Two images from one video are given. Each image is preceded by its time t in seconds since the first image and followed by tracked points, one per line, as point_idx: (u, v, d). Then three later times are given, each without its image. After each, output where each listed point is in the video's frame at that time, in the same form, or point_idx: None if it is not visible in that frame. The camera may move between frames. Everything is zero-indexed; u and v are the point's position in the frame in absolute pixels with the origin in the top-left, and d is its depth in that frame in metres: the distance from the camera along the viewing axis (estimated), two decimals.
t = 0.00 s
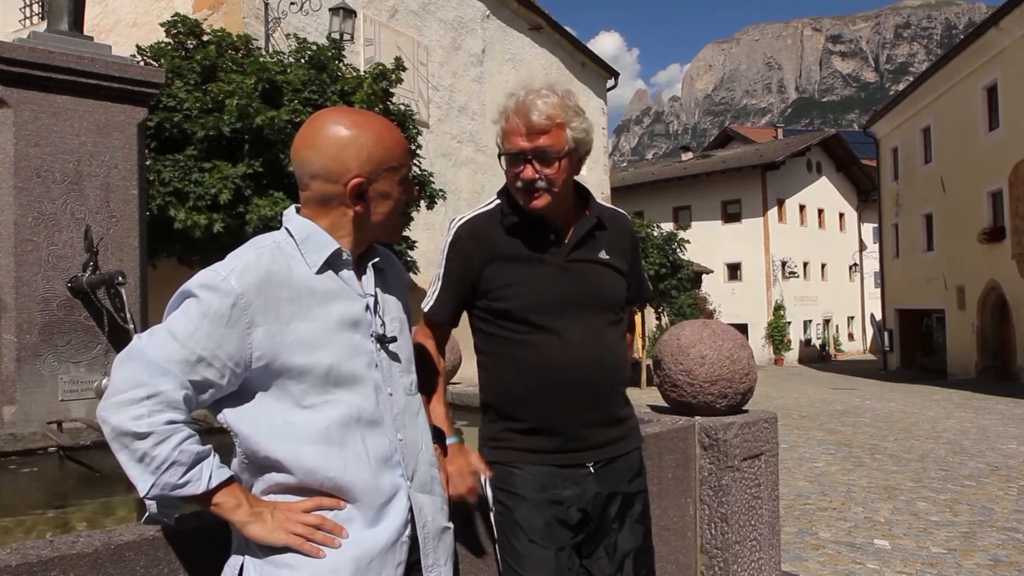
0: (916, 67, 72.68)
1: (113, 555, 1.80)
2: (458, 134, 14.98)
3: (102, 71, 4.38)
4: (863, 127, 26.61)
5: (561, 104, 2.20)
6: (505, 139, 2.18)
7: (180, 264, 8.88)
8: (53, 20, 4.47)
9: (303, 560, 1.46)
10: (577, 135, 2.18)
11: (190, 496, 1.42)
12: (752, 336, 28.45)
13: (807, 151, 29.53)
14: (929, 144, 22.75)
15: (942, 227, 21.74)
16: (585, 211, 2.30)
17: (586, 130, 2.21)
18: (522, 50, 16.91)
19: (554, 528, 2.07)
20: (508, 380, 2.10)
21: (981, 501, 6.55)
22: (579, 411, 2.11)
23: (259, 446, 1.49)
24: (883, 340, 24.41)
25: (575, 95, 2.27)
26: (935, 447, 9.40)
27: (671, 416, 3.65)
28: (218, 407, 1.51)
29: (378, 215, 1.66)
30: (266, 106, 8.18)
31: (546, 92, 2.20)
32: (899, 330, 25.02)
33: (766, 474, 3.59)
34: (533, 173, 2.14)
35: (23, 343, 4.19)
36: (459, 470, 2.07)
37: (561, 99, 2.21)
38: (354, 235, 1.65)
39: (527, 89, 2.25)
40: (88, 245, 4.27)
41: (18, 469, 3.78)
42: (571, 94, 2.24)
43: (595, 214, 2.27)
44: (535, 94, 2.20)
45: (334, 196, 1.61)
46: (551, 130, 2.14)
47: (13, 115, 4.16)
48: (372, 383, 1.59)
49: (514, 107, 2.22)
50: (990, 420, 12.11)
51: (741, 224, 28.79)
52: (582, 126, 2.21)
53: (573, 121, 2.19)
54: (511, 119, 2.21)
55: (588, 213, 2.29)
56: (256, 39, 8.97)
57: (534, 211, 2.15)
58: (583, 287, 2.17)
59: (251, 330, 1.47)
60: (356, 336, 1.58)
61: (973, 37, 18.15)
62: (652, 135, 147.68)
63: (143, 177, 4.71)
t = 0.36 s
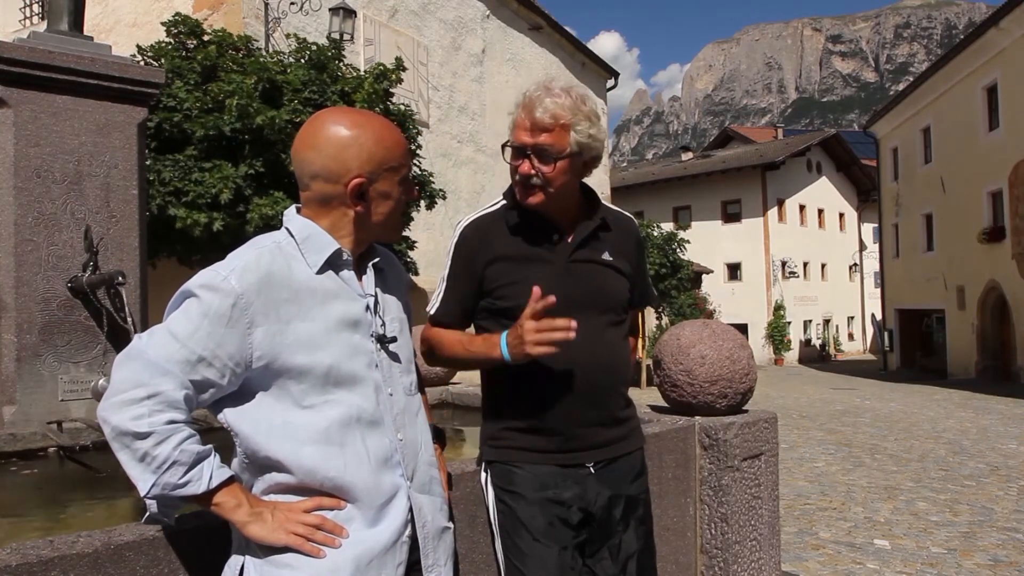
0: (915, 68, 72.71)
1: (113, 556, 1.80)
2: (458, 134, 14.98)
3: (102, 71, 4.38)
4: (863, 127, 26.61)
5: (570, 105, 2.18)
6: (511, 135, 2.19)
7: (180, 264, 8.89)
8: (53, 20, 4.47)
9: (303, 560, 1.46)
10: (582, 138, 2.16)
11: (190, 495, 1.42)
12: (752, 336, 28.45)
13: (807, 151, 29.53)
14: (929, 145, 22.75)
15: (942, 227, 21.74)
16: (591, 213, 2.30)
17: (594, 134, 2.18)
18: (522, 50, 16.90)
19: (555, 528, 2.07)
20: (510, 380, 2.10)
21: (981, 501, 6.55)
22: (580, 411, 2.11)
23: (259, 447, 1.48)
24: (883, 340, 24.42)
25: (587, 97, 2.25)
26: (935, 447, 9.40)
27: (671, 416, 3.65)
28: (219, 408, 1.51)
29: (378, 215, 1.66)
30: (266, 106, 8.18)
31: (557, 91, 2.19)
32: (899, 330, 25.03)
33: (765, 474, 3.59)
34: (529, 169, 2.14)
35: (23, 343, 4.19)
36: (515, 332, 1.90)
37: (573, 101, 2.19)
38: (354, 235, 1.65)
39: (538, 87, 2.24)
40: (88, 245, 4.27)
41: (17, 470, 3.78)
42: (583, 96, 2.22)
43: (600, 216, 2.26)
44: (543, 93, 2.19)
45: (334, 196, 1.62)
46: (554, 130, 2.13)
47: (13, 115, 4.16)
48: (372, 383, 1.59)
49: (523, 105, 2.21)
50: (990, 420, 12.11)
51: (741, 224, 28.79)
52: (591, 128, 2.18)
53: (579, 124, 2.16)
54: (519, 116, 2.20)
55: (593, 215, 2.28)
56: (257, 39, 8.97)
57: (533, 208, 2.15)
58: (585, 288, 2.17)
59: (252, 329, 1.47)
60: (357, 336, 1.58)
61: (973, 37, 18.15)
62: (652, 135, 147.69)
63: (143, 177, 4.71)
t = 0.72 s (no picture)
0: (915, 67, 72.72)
1: (113, 556, 1.80)
2: (458, 135, 14.98)
3: (102, 71, 4.38)
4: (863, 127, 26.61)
5: (577, 105, 2.19)
6: (519, 135, 2.20)
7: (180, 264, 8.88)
8: (53, 20, 4.47)
9: (303, 560, 1.46)
10: (588, 138, 2.18)
11: (190, 494, 1.42)
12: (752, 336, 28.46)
13: (807, 151, 29.52)
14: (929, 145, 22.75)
15: (942, 227, 21.74)
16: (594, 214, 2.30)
17: (599, 134, 2.21)
18: (522, 50, 16.89)
19: (558, 527, 2.07)
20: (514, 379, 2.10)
21: (981, 501, 6.55)
22: (582, 411, 2.11)
23: (261, 447, 1.48)
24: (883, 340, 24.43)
25: (592, 97, 2.26)
26: (935, 447, 9.40)
27: (672, 416, 3.65)
28: (219, 408, 1.51)
29: (379, 215, 1.66)
30: (266, 106, 8.18)
31: (564, 91, 2.20)
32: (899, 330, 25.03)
33: (766, 474, 3.58)
34: (537, 168, 2.15)
35: (24, 343, 4.19)
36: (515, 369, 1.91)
37: (579, 100, 2.20)
38: (355, 235, 1.65)
39: (544, 88, 2.25)
40: (88, 245, 4.27)
41: (17, 469, 3.78)
42: (589, 97, 2.23)
43: (603, 217, 2.27)
44: (551, 93, 2.20)
45: (335, 196, 1.62)
46: (561, 129, 2.15)
47: (13, 115, 4.16)
48: (374, 383, 1.59)
49: (530, 104, 2.22)
50: (990, 420, 12.11)
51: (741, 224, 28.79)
52: (595, 129, 2.20)
53: (585, 123, 2.18)
54: (525, 116, 2.21)
55: (597, 215, 2.28)
56: (256, 39, 8.97)
57: (541, 207, 2.16)
58: (589, 287, 2.17)
59: (253, 328, 1.47)
60: (358, 335, 1.58)
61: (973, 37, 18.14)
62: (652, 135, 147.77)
63: (143, 177, 4.71)
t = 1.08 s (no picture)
0: (915, 68, 72.73)
1: (113, 555, 1.80)
2: (458, 135, 14.99)
3: (102, 71, 4.38)
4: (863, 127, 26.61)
5: (580, 106, 2.18)
6: (522, 135, 2.19)
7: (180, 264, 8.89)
8: (53, 20, 4.47)
9: (303, 560, 1.45)
10: (592, 139, 2.18)
11: (191, 494, 1.42)
12: (752, 336, 28.46)
13: (807, 151, 29.52)
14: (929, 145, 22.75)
15: (942, 226, 21.74)
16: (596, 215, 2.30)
17: (602, 135, 2.20)
18: (522, 50, 16.89)
19: (562, 525, 2.07)
20: (518, 377, 2.09)
21: (981, 501, 6.55)
22: (585, 410, 2.10)
23: (262, 446, 1.48)
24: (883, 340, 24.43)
25: (595, 98, 2.26)
26: (935, 447, 9.41)
27: (671, 416, 3.65)
28: (221, 407, 1.51)
29: (380, 215, 1.66)
30: (266, 106, 8.19)
31: (567, 92, 2.19)
32: (899, 330, 25.04)
33: (766, 474, 3.58)
34: (541, 169, 2.15)
35: (24, 343, 4.19)
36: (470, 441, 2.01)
37: (582, 101, 2.19)
38: (357, 235, 1.65)
39: (547, 88, 2.25)
40: (88, 245, 4.26)
41: (18, 468, 3.78)
42: (592, 96, 2.22)
43: (605, 218, 2.27)
44: (553, 94, 2.20)
45: (336, 197, 1.61)
46: (565, 130, 2.14)
47: (13, 115, 4.16)
48: (375, 383, 1.59)
49: (533, 105, 2.21)
50: (990, 420, 12.11)
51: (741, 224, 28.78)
52: (598, 130, 2.20)
53: (588, 124, 2.18)
54: (528, 116, 2.21)
55: (599, 216, 2.28)
56: (256, 39, 8.97)
57: (544, 208, 2.16)
58: (590, 288, 2.17)
59: (255, 328, 1.47)
60: (360, 335, 1.59)
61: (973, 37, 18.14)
62: (653, 135, 147.80)
63: (143, 176, 4.71)
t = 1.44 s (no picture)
0: (915, 67, 72.72)
1: (113, 556, 1.81)
2: (458, 135, 14.99)
3: (102, 71, 4.38)
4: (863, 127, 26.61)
5: (579, 105, 2.18)
6: (521, 134, 2.19)
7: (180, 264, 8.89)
8: (53, 20, 4.47)
9: (303, 560, 1.46)
10: (590, 137, 2.18)
11: (192, 493, 1.42)
12: (752, 336, 28.47)
13: (807, 151, 29.52)
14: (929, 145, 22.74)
15: (942, 226, 21.74)
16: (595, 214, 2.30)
17: (601, 133, 2.20)
18: (522, 50, 16.89)
19: (561, 525, 2.07)
20: (517, 376, 2.09)
21: (981, 501, 6.55)
22: (585, 409, 2.11)
23: (263, 445, 1.48)
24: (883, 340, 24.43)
25: (593, 98, 2.26)
26: (935, 447, 9.41)
27: (671, 416, 3.65)
28: (222, 406, 1.51)
29: (382, 214, 1.65)
30: (266, 106, 8.19)
31: (566, 91, 2.19)
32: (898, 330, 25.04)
33: (766, 474, 3.58)
34: (540, 169, 2.15)
35: (23, 343, 4.19)
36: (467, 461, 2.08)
37: (581, 101, 2.19)
38: (359, 234, 1.65)
39: (545, 88, 2.25)
40: (88, 245, 4.26)
41: (17, 469, 3.78)
42: (590, 97, 2.23)
43: (604, 218, 2.27)
44: (552, 94, 2.20)
45: (338, 196, 1.61)
46: (564, 130, 2.14)
47: (13, 115, 4.16)
48: (376, 382, 1.59)
49: (531, 105, 2.21)
50: (990, 420, 12.11)
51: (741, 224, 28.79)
52: (597, 130, 2.20)
53: (587, 123, 2.18)
54: (527, 117, 2.21)
55: (598, 216, 2.29)
56: (256, 39, 8.97)
57: (543, 207, 2.16)
58: (590, 287, 2.17)
59: (257, 327, 1.47)
60: (361, 335, 1.58)
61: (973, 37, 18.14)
62: (653, 135, 147.83)
63: (143, 176, 4.71)
